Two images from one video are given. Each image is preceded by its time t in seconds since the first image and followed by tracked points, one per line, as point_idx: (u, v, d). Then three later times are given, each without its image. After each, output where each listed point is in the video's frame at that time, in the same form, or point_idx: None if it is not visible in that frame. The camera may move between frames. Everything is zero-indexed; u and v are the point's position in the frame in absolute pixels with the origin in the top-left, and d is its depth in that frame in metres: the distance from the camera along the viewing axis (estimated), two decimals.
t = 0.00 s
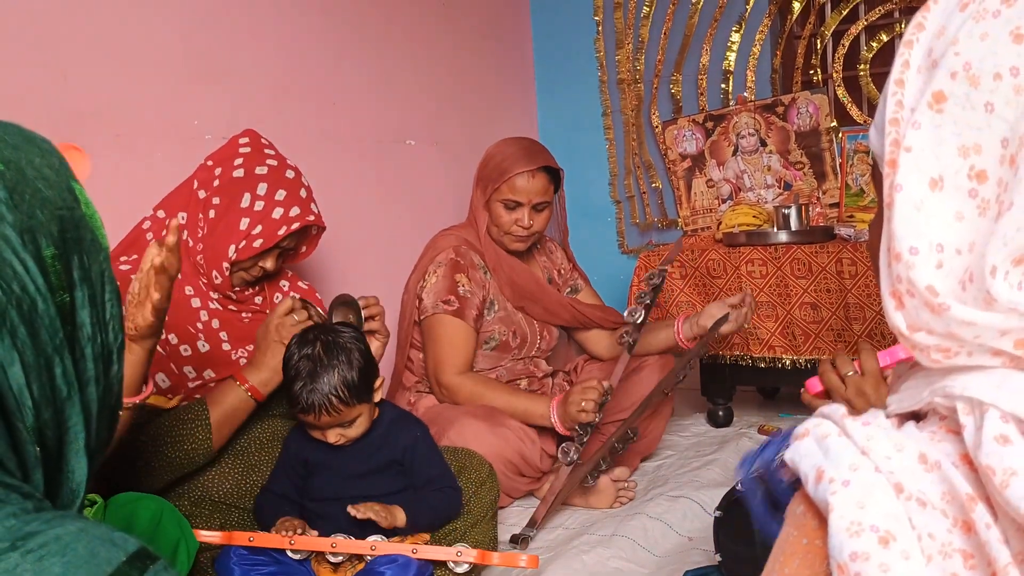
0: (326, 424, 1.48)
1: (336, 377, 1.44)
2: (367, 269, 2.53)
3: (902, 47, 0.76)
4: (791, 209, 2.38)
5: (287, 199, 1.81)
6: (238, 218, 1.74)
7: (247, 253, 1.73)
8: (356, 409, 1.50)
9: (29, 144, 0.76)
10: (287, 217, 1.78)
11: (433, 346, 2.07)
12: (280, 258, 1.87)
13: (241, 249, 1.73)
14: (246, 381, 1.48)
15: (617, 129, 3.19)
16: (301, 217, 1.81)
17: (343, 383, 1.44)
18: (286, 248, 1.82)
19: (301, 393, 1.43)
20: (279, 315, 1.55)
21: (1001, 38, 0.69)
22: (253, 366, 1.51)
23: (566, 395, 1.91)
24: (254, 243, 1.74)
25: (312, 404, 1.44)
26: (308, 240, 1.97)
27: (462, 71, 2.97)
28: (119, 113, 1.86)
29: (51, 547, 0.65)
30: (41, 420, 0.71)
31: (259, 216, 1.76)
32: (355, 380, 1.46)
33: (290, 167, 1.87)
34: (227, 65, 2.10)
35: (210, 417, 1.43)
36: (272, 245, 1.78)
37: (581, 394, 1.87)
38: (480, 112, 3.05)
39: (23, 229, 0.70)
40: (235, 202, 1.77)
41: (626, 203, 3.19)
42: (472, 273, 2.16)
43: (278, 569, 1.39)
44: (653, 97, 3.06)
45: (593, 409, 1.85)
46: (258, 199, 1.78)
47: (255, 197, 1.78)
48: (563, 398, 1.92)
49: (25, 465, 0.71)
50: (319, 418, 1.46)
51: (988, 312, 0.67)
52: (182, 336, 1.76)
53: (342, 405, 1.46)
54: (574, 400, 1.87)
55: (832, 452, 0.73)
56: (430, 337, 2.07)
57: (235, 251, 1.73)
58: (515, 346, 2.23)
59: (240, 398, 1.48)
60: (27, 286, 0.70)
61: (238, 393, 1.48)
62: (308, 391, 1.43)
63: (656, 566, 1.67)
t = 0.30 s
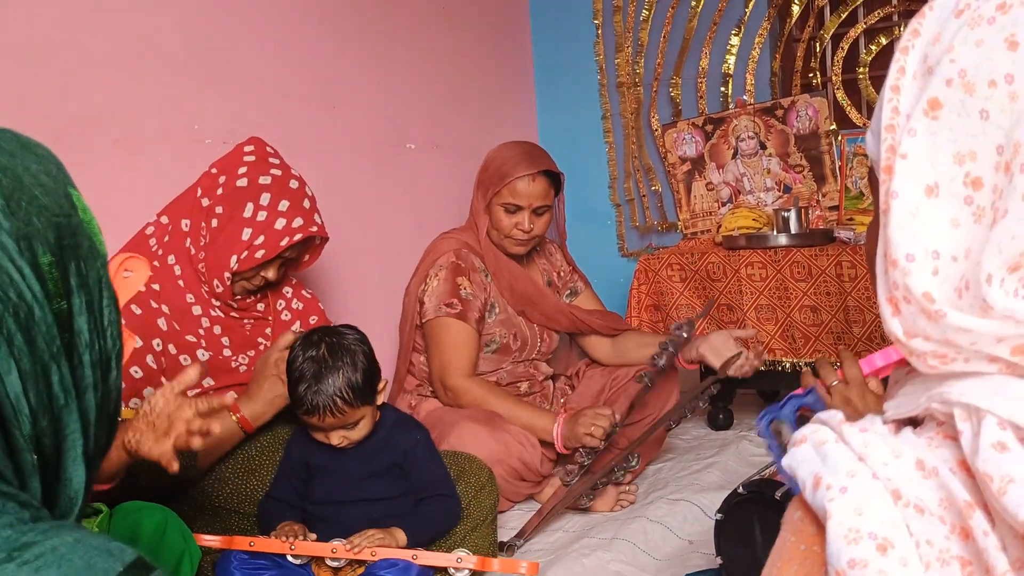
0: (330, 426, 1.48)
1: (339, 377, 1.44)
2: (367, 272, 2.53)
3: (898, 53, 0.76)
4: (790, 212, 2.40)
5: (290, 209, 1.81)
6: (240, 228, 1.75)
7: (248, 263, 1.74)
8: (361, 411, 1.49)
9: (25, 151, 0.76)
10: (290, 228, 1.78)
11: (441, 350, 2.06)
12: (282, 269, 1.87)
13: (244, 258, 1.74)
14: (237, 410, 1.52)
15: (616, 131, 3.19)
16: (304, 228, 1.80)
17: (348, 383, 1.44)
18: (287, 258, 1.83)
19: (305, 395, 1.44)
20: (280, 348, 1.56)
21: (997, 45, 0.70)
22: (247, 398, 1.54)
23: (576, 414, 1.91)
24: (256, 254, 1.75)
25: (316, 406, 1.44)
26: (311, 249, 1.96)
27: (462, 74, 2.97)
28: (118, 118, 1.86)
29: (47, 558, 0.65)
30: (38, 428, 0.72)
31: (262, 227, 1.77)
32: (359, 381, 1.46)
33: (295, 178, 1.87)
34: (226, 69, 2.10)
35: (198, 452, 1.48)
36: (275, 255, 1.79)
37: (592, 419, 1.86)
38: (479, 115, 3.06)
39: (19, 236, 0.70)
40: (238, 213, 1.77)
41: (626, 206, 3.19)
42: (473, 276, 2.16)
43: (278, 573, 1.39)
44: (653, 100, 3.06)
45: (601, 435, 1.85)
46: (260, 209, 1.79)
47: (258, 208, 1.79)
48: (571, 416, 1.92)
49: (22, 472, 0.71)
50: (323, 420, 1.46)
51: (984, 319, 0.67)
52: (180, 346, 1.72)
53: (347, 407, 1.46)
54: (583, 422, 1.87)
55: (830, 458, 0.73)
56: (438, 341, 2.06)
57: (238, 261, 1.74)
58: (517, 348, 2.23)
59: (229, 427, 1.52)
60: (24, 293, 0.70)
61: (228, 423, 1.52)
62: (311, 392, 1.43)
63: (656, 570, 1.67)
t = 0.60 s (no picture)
0: (332, 427, 1.48)
1: (342, 379, 1.44)
2: (368, 275, 2.53)
3: (902, 55, 0.77)
4: (790, 215, 2.39)
5: (281, 202, 1.80)
6: (231, 223, 1.75)
7: (240, 258, 1.74)
8: (363, 412, 1.50)
9: (35, 154, 0.76)
10: (281, 222, 1.78)
11: (434, 352, 2.07)
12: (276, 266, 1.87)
13: (235, 253, 1.74)
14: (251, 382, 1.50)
15: (617, 134, 3.19)
16: (295, 221, 1.80)
17: (350, 384, 1.45)
18: (281, 253, 1.83)
19: (307, 396, 1.44)
20: (279, 314, 1.60)
21: (1000, 47, 0.70)
22: (257, 367, 1.53)
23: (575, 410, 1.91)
24: (247, 248, 1.74)
25: (319, 406, 1.44)
26: (304, 245, 1.97)
27: (462, 77, 2.98)
28: (120, 121, 1.87)
29: (54, 556, 0.65)
30: (44, 428, 0.72)
31: (253, 221, 1.76)
32: (362, 383, 1.46)
33: (284, 172, 1.87)
34: (228, 72, 2.11)
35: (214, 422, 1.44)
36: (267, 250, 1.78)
37: (594, 411, 1.87)
38: (480, 118, 3.06)
39: (28, 238, 0.70)
40: (228, 209, 1.77)
41: (627, 209, 3.19)
42: (475, 279, 2.16)
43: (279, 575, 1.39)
44: (654, 102, 3.06)
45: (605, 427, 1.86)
46: (251, 204, 1.78)
47: (248, 203, 1.78)
48: (571, 411, 1.92)
49: (28, 472, 0.72)
50: (325, 421, 1.46)
51: (986, 319, 0.67)
52: (180, 341, 1.76)
53: (349, 408, 1.46)
54: (586, 414, 1.87)
55: (832, 459, 0.73)
56: (434, 342, 2.07)
57: (229, 256, 1.74)
58: (516, 353, 2.24)
59: (246, 399, 1.49)
60: (32, 293, 0.70)
61: (242, 395, 1.49)
62: (313, 392, 1.44)
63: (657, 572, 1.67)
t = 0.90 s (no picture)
0: (332, 427, 1.47)
1: (341, 380, 1.44)
2: (368, 276, 2.53)
3: (898, 57, 0.77)
4: (791, 216, 2.39)
5: (283, 210, 1.82)
6: (233, 229, 1.75)
7: (241, 264, 1.74)
8: (362, 414, 1.49)
9: (30, 157, 0.76)
10: (282, 228, 1.79)
11: (440, 353, 2.07)
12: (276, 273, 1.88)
13: (236, 259, 1.74)
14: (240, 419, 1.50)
15: (617, 135, 3.19)
16: (297, 229, 1.81)
17: (350, 383, 1.45)
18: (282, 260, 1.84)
19: (307, 396, 1.44)
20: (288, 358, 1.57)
21: (994, 48, 0.70)
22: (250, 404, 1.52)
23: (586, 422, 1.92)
24: (248, 254, 1.75)
25: (318, 407, 1.44)
26: (306, 253, 1.98)
27: (463, 79, 2.98)
28: (120, 123, 1.87)
29: (49, 562, 0.65)
30: (41, 432, 0.72)
31: (255, 227, 1.77)
32: (361, 384, 1.46)
33: (288, 180, 1.88)
34: (228, 75, 2.11)
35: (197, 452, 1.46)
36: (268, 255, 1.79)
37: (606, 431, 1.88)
38: (481, 119, 3.06)
39: (24, 241, 0.70)
40: (230, 214, 1.78)
41: (628, 211, 3.19)
42: (474, 280, 2.17)
43: None
44: (654, 104, 3.06)
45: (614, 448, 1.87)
46: (254, 211, 1.79)
47: (251, 208, 1.79)
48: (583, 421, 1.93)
49: (25, 476, 0.72)
50: (325, 421, 1.46)
51: (984, 320, 0.67)
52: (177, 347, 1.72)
53: (348, 410, 1.46)
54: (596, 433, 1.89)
55: (830, 459, 0.73)
56: (438, 344, 2.07)
57: (230, 262, 1.74)
58: (515, 354, 2.23)
59: (230, 433, 1.49)
60: (28, 297, 0.70)
61: (228, 428, 1.49)
62: (313, 393, 1.44)
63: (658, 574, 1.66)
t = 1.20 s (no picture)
0: (333, 430, 1.47)
1: (341, 384, 1.44)
2: (368, 277, 2.53)
3: (891, 62, 0.77)
4: (791, 217, 2.40)
5: (278, 202, 1.81)
6: (229, 222, 1.76)
7: (239, 257, 1.74)
8: (364, 416, 1.49)
9: (28, 154, 0.76)
10: (279, 219, 1.78)
11: (439, 354, 2.07)
12: (276, 266, 1.88)
13: (234, 253, 1.74)
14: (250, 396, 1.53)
15: (618, 136, 3.20)
16: (293, 219, 1.80)
17: (351, 387, 1.45)
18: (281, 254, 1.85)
19: (308, 400, 1.44)
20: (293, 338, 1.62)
21: (988, 51, 0.70)
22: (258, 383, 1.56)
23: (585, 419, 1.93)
24: (247, 247, 1.75)
25: (318, 411, 1.44)
26: (302, 245, 1.98)
27: (463, 80, 2.98)
28: (120, 124, 1.87)
29: (53, 558, 0.65)
30: (41, 430, 0.72)
31: (251, 220, 1.77)
32: (362, 387, 1.46)
33: (280, 172, 1.88)
34: (228, 75, 2.11)
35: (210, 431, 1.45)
36: (266, 248, 1.79)
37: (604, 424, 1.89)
38: (481, 120, 3.06)
39: (24, 239, 0.71)
40: (225, 209, 1.78)
41: (628, 211, 3.19)
42: (476, 281, 2.17)
43: None
44: (654, 105, 3.06)
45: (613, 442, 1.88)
46: (248, 204, 1.79)
47: (246, 202, 1.79)
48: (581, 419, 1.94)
49: (25, 474, 0.72)
50: (326, 425, 1.46)
51: (985, 321, 0.68)
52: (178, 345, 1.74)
53: (348, 414, 1.46)
54: (595, 427, 1.90)
55: (833, 462, 0.73)
56: (438, 345, 2.07)
57: (229, 256, 1.74)
58: (515, 356, 2.23)
59: (244, 414, 1.52)
60: (28, 295, 0.70)
61: (241, 408, 1.52)
62: (313, 397, 1.44)
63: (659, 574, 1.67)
